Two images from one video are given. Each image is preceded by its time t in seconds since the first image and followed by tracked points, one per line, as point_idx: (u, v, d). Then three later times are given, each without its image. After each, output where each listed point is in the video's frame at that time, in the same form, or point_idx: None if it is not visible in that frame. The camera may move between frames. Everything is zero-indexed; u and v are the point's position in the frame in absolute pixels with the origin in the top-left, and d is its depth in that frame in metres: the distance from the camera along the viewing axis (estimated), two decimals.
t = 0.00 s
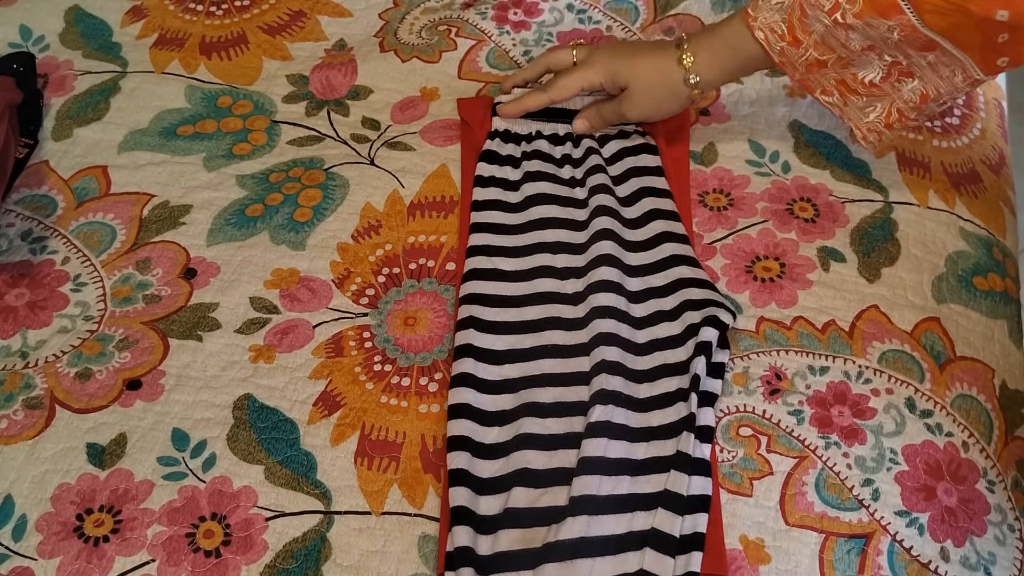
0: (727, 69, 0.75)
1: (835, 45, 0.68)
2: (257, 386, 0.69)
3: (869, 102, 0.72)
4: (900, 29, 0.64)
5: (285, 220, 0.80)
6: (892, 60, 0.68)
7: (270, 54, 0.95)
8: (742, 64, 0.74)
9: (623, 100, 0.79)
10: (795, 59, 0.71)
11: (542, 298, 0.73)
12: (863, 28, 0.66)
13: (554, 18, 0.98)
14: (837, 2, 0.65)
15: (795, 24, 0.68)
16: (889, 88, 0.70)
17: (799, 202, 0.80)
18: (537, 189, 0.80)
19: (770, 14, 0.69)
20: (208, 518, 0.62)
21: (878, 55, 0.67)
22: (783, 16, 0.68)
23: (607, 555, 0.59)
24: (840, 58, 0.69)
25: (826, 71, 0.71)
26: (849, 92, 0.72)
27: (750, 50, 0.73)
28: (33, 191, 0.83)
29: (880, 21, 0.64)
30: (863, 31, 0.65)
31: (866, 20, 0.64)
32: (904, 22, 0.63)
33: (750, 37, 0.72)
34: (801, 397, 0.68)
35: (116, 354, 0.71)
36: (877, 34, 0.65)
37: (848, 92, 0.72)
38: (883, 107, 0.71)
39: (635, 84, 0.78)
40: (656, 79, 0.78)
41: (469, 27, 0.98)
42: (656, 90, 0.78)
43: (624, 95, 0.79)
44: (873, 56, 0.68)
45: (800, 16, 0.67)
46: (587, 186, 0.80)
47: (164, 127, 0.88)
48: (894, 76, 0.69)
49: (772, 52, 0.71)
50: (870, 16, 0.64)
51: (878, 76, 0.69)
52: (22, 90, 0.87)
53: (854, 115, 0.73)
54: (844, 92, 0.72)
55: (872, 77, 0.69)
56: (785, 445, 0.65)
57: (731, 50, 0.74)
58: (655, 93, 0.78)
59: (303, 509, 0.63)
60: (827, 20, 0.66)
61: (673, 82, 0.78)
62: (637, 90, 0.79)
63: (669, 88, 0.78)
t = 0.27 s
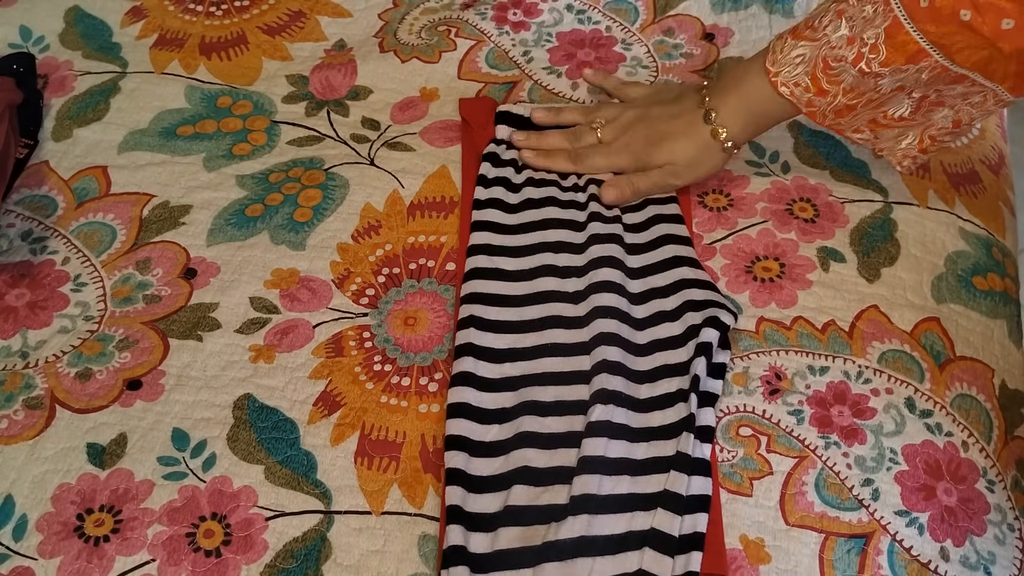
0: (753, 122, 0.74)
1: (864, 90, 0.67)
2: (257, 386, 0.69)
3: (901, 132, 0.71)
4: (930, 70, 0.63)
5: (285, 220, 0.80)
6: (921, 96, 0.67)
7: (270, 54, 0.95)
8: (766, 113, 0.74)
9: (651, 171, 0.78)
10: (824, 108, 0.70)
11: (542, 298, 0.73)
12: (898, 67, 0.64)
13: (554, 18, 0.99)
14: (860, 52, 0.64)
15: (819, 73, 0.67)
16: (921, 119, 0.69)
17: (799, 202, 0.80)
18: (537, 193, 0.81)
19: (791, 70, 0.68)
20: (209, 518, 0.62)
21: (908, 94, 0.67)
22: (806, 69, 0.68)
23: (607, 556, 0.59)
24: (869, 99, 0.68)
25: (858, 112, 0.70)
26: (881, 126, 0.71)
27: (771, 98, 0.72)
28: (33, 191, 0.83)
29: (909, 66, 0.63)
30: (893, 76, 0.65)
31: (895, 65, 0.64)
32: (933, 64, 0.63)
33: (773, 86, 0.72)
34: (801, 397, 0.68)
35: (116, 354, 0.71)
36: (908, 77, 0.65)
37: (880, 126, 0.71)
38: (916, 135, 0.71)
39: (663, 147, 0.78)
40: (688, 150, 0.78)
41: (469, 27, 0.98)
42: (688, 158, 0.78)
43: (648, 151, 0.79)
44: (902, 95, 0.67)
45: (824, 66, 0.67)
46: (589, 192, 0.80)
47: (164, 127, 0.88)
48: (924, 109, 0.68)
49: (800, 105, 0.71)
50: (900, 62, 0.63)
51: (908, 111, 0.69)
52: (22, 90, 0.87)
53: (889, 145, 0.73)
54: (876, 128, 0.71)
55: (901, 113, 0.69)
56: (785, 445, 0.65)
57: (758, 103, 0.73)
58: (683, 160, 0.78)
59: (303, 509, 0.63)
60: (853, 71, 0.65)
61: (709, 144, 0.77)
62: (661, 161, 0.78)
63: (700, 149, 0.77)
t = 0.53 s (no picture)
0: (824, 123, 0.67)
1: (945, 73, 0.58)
2: (257, 386, 0.69)
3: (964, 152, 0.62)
4: None
5: (285, 220, 0.80)
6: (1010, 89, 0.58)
7: (270, 54, 0.95)
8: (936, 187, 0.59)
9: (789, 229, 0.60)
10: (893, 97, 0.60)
11: (543, 299, 0.73)
12: (987, 70, 0.57)
13: (553, 17, 0.99)
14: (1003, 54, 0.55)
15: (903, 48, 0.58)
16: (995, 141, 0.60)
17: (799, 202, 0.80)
18: (535, 191, 0.80)
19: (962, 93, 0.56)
20: (209, 518, 0.62)
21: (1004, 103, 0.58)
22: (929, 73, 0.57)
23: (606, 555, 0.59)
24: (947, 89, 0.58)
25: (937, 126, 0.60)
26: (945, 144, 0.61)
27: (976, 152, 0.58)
28: (33, 190, 0.83)
29: None
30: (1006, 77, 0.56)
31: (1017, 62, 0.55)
32: None
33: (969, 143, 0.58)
34: (801, 397, 0.68)
35: (116, 354, 0.71)
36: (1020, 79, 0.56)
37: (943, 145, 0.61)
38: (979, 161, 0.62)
39: (832, 223, 0.59)
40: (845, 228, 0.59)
41: (469, 27, 0.98)
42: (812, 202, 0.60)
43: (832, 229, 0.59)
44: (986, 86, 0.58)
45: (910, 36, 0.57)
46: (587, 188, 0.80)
47: (164, 127, 0.88)
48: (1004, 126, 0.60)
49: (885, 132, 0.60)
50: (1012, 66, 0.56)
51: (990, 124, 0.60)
52: (22, 89, 0.87)
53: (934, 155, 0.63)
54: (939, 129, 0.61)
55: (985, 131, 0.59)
56: (785, 445, 0.65)
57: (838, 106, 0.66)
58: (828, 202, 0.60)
59: (303, 509, 0.63)
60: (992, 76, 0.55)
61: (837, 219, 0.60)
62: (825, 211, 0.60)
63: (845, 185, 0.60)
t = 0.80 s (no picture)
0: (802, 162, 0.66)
1: (939, 102, 0.60)
2: (257, 386, 0.69)
3: (959, 171, 0.64)
4: None
5: (285, 220, 0.80)
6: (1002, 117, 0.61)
7: (270, 54, 0.95)
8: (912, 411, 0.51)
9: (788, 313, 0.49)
10: (887, 128, 0.62)
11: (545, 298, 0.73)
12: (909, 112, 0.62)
13: (553, 17, 0.99)
14: (946, 49, 0.60)
15: (889, 79, 0.62)
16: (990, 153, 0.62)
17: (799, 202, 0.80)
18: (535, 189, 0.79)
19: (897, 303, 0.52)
20: (209, 518, 0.62)
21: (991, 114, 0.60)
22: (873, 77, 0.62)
23: (607, 555, 0.60)
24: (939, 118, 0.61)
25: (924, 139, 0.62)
26: (942, 165, 0.63)
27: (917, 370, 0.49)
28: (33, 191, 0.83)
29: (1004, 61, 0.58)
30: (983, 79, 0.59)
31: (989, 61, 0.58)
32: None
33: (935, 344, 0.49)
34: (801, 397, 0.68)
35: (116, 355, 0.71)
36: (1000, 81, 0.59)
37: (941, 165, 0.63)
38: (974, 171, 0.64)
39: (794, 302, 0.49)
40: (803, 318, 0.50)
41: (469, 27, 0.98)
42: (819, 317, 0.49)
43: (780, 303, 0.49)
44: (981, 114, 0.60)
45: (896, 69, 0.62)
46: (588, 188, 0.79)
47: (164, 127, 0.88)
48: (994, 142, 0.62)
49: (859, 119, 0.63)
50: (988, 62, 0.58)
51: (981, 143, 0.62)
52: (21, 90, 0.87)
53: (934, 189, 0.65)
54: (936, 164, 0.63)
55: (975, 143, 0.62)
56: (786, 445, 0.65)
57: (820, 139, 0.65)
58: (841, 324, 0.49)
59: (303, 509, 0.63)
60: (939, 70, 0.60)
61: (823, 352, 0.50)
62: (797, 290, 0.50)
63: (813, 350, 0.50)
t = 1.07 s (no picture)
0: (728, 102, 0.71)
1: (862, 62, 0.65)
2: (257, 386, 0.69)
3: (891, 116, 0.69)
4: (943, 32, 0.62)
5: (284, 220, 0.80)
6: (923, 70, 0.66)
7: (270, 53, 0.95)
8: (944, 400, 0.57)
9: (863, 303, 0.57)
10: (815, 84, 0.67)
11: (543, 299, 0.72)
12: (815, 61, 0.66)
13: (553, 17, 0.99)
14: (865, 12, 0.63)
15: (816, 41, 0.65)
16: (915, 97, 0.67)
17: (800, 202, 0.80)
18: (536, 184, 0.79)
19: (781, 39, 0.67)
20: (209, 518, 0.62)
21: (911, 69, 0.65)
22: (800, 37, 0.66)
23: (607, 554, 0.60)
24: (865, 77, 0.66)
25: (849, 93, 0.68)
26: (871, 110, 0.69)
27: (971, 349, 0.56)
28: (33, 191, 0.83)
29: (919, 28, 0.62)
30: (899, 41, 0.63)
31: (903, 26, 0.63)
32: (946, 23, 0.62)
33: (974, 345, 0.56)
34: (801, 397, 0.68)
35: (116, 355, 0.71)
36: (914, 44, 0.64)
37: (870, 110, 0.69)
38: (905, 116, 0.68)
39: (868, 315, 0.57)
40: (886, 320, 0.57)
41: (468, 27, 0.98)
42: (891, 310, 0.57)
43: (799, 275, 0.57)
44: (902, 71, 0.66)
45: (822, 31, 0.65)
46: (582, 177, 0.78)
47: (163, 127, 0.88)
48: (919, 87, 0.67)
49: (790, 81, 0.68)
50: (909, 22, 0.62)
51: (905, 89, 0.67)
52: (21, 90, 0.87)
53: (875, 132, 0.70)
54: (866, 112, 0.69)
55: (898, 91, 0.67)
56: (785, 445, 0.65)
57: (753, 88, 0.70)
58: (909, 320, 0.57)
59: (303, 509, 0.63)
60: (858, 33, 0.64)
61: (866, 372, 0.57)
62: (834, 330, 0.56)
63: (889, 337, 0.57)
